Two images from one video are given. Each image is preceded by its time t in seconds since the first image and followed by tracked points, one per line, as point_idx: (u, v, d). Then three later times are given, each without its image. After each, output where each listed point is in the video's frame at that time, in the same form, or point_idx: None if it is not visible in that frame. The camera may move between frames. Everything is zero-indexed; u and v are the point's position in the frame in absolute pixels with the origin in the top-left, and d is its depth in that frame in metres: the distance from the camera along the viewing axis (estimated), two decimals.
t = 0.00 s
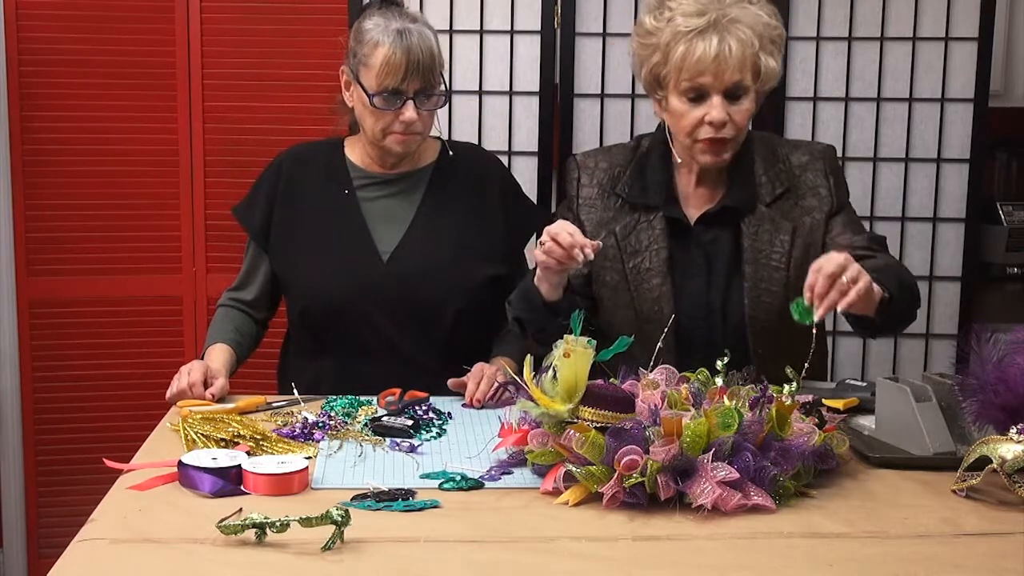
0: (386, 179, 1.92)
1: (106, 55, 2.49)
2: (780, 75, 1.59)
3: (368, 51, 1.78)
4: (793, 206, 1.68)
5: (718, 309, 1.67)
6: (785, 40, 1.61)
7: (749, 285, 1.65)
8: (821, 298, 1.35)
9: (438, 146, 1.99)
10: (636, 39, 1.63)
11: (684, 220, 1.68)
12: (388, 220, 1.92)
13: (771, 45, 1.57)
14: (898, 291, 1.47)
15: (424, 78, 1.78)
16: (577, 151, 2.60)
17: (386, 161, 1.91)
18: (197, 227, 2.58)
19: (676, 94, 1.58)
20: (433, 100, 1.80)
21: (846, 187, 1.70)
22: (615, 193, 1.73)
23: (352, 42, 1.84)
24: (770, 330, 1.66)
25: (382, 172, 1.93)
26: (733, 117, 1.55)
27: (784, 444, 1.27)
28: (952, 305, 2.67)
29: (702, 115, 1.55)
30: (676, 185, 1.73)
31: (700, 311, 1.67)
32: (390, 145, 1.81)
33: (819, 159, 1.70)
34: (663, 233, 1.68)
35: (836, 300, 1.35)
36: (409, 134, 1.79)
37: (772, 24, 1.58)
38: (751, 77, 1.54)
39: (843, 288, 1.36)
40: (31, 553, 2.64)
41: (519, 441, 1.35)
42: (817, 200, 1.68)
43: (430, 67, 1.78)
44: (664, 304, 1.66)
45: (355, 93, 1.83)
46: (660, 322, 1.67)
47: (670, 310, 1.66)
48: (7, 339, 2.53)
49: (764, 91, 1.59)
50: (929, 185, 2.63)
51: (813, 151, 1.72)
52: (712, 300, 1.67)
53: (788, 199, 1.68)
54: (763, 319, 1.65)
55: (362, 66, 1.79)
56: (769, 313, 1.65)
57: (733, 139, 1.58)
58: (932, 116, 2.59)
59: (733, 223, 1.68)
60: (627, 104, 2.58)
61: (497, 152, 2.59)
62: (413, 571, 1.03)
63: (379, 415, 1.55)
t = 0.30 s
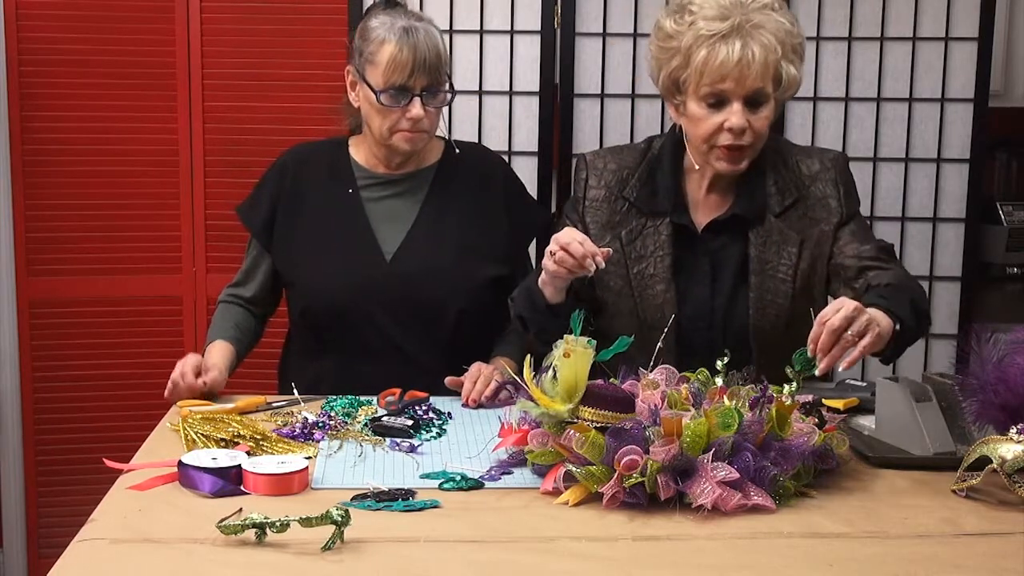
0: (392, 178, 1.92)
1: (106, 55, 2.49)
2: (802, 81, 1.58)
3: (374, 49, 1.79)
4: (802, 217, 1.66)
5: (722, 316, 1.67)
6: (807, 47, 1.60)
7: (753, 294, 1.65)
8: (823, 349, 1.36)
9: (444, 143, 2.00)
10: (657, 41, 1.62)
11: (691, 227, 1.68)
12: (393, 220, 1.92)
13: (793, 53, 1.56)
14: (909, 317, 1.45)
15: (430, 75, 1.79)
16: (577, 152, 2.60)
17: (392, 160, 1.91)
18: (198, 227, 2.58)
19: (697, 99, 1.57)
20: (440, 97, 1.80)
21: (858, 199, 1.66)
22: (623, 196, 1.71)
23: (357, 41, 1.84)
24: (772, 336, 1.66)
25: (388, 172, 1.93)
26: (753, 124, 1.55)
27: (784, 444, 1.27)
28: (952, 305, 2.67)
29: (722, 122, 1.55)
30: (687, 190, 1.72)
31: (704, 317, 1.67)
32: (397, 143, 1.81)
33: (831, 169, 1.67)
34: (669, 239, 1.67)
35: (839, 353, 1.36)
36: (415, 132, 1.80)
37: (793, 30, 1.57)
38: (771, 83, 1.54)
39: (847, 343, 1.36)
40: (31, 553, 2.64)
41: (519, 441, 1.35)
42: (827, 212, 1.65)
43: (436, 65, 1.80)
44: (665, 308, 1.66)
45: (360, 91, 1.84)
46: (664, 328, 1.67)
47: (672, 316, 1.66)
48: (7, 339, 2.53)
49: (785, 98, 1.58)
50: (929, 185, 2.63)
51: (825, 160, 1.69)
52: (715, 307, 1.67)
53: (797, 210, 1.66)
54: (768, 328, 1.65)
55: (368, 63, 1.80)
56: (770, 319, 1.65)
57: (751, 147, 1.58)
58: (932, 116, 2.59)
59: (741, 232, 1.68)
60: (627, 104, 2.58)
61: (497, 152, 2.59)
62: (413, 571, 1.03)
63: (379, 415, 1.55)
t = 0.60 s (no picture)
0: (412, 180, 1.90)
1: (106, 55, 2.49)
2: (783, 86, 1.57)
3: (400, 46, 1.78)
4: (796, 220, 1.66)
5: (719, 322, 1.66)
6: (789, 51, 1.59)
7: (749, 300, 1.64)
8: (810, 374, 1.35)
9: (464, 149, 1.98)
10: (636, 54, 1.61)
11: (685, 234, 1.67)
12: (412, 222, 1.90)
13: (773, 58, 1.55)
14: (901, 328, 1.42)
15: (455, 75, 1.80)
16: (577, 152, 2.60)
17: (409, 161, 1.88)
18: (197, 227, 2.58)
19: (676, 110, 1.56)
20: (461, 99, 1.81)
21: (853, 200, 1.65)
22: (616, 204, 1.71)
23: (380, 38, 1.83)
24: (772, 343, 1.65)
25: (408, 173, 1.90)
26: (734, 133, 1.54)
27: (784, 444, 1.27)
28: (952, 305, 2.67)
29: (702, 132, 1.54)
30: (678, 200, 1.71)
31: (701, 323, 1.66)
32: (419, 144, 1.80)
33: (825, 171, 1.66)
34: (663, 246, 1.67)
35: (828, 378, 1.35)
36: (438, 133, 1.79)
37: (772, 35, 1.55)
38: (750, 91, 1.53)
39: (835, 366, 1.34)
40: (31, 553, 2.64)
41: (519, 441, 1.35)
42: (821, 215, 1.64)
43: (460, 66, 1.80)
44: (661, 315, 1.65)
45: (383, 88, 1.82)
46: (660, 336, 1.66)
47: (669, 322, 1.65)
48: (7, 339, 2.53)
49: (768, 105, 1.57)
50: (929, 185, 2.63)
51: (819, 161, 1.67)
52: (713, 313, 1.66)
53: (791, 214, 1.66)
54: (767, 334, 1.65)
55: (393, 60, 1.79)
56: (768, 326, 1.64)
57: (734, 155, 1.57)
58: (932, 116, 2.59)
59: (735, 238, 1.67)
60: (627, 104, 2.58)
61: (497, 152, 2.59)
62: (413, 571, 1.03)
63: (379, 415, 1.55)
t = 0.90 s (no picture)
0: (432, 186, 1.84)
1: (105, 55, 2.49)
2: (776, 89, 1.57)
3: (424, 46, 1.76)
4: (792, 222, 1.65)
5: (716, 323, 1.66)
6: (782, 52, 1.58)
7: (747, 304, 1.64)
8: (813, 377, 1.37)
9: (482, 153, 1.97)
10: (627, 59, 1.61)
11: (681, 237, 1.67)
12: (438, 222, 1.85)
13: (766, 60, 1.54)
14: (902, 328, 1.42)
15: (478, 77, 1.78)
16: (577, 152, 2.60)
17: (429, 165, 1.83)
18: (197, 228, 2.58)
19: (669, 115, 1.56)
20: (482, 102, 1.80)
21: (849, 200, 1.66)
22: (610, 207, 1.72)
23: (401, 37, 1.80)
24: (768, 346, 1.65)
25: (426, 180, 1.83)
26: (727, 137, 1.54)
27: (784, 444, 1.27)
28: (952, 305, 2.67)
29: (695, 137, 1.55)
30: (674, 203, 1.70)
31: (699, 327, 1.66)
32: (438, 146, 1.78)
33: (819, 171, 1.67)
34: (658, 249, 1.67)
35: (829, 380, 1.37)
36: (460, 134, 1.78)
37: (764, 37, 1.55)
38: (743, 95, 1.52)
39: (835, 369, 1.36)
40: (31, 553, 2.64)
41: (519, 441, 1.35)
42: (817, 216, 1.65)
43: (483, 69, 1.79)
44: (659, 319, 1.65)
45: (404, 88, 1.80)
46: (658, 341, 1.66)
47: (666, 323, 1.65)
48: (7, 339, 2.53)
49: (761, 107, 1.57)
50: (929, 185, 2.63)
51: (814, 162, 1.68)
52: (710, 316, 1.66)
53: (787, 216, 1.66)
54: (766, 337, 1.65)
55: (416, 60, 1.77)
56: (766, 328, 1.64)
57: (728, 159, 1.58)
58: (932, 116, 2.59)
59: (730, 241, 1.67)
60: (627, 104, 2.58)
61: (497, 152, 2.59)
62: (413, 571, 1.03)
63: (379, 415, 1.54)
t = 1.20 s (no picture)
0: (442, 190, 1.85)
1: (105, 54, 2.49)
2: (781, 89, 1.56)
3: (441, 52, 1.73)
4: (795, 223, 1.65)
5: (718, 322, 1.66)
6: (786, 52, 1.58)
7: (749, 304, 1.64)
8: (818, 371, 1.36)
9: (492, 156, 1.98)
10: (633, 60, 1.61)
11: (684, 236, 1.67)
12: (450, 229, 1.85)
13: (770, 60, 1.54)
14: (904, 327, 1.43)
15: (492, 85, 1.76)
16: (577, 152, 2.60)
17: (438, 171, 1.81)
18: (197, 228, 2.58)
19: (674, 115, 1.56)
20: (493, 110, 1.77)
21: (851, 201, 1.66)
22: (613, 207, 1.71)
23: (415, 41, 1.78)
24: (768, 346, 1.65)
25: (435, 186, 1.83)
26: (732, 137, 1.54)
27: (784, 444, 1.27)
28: (952, 305, 2.67)
29: (699, 137, 1.55)
30: (676, 203, 1.71)
31: (700, 327, 1.66)
32: (450, 152, 1.75)
33: (822, 172, 1.66)
34: (661, 249, 1.67)
35: (834, 375, 1.36)
36: (472, 141, 1.75)
37: (769, 38, 1.55)
38: (748, 95, 1.52)
39: (841, 364, 1.35)
40: (31, 553, 2.64)
41: (519, 441, 1.35)
42: (819, 217, 1.64)
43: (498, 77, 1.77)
44: (659, 318, 1.65)
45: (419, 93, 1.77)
46: (659, 341, 1.66)
47: (668, 323, 1.65)
48: (7, 339, 2.53)
49: (765, 108, 1.57)
50: (929, 185, 2.63)
51: (816, 163, 1.68)
52: (711, 316, 1.66)
53: (789, 216, 1.66)
54: (767, 336, 1.64)
55: (431, 65, 1.74)
56: (767, 328, 1.64)
57: (733, 160, 1.57)
58: (932, 116, 2.59)
59: (732, 242, 1.67)
60: (627, 104, 2.58)
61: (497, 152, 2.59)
62: (412, 571, 1.03)
63: (379, 415, 1.54)
